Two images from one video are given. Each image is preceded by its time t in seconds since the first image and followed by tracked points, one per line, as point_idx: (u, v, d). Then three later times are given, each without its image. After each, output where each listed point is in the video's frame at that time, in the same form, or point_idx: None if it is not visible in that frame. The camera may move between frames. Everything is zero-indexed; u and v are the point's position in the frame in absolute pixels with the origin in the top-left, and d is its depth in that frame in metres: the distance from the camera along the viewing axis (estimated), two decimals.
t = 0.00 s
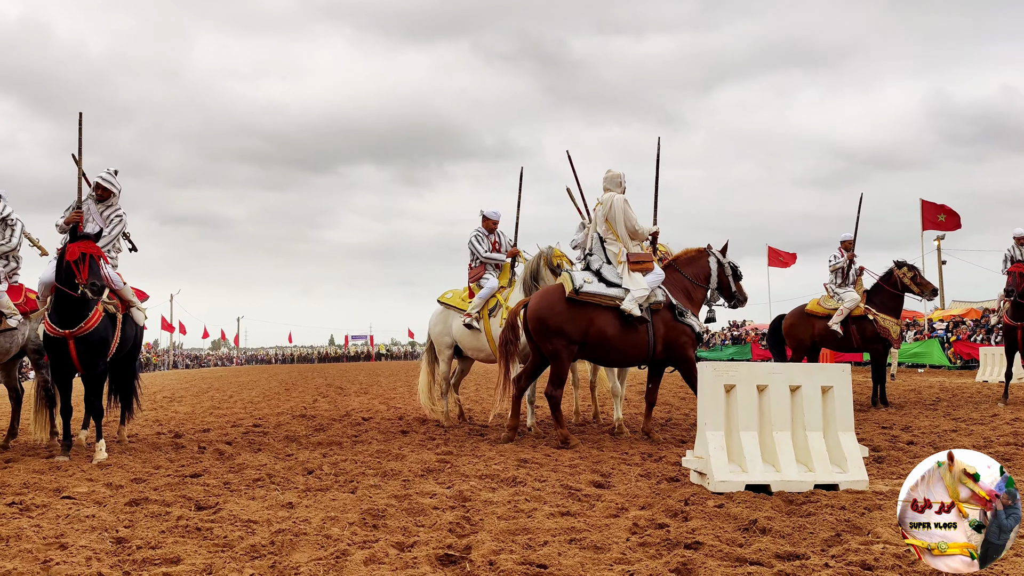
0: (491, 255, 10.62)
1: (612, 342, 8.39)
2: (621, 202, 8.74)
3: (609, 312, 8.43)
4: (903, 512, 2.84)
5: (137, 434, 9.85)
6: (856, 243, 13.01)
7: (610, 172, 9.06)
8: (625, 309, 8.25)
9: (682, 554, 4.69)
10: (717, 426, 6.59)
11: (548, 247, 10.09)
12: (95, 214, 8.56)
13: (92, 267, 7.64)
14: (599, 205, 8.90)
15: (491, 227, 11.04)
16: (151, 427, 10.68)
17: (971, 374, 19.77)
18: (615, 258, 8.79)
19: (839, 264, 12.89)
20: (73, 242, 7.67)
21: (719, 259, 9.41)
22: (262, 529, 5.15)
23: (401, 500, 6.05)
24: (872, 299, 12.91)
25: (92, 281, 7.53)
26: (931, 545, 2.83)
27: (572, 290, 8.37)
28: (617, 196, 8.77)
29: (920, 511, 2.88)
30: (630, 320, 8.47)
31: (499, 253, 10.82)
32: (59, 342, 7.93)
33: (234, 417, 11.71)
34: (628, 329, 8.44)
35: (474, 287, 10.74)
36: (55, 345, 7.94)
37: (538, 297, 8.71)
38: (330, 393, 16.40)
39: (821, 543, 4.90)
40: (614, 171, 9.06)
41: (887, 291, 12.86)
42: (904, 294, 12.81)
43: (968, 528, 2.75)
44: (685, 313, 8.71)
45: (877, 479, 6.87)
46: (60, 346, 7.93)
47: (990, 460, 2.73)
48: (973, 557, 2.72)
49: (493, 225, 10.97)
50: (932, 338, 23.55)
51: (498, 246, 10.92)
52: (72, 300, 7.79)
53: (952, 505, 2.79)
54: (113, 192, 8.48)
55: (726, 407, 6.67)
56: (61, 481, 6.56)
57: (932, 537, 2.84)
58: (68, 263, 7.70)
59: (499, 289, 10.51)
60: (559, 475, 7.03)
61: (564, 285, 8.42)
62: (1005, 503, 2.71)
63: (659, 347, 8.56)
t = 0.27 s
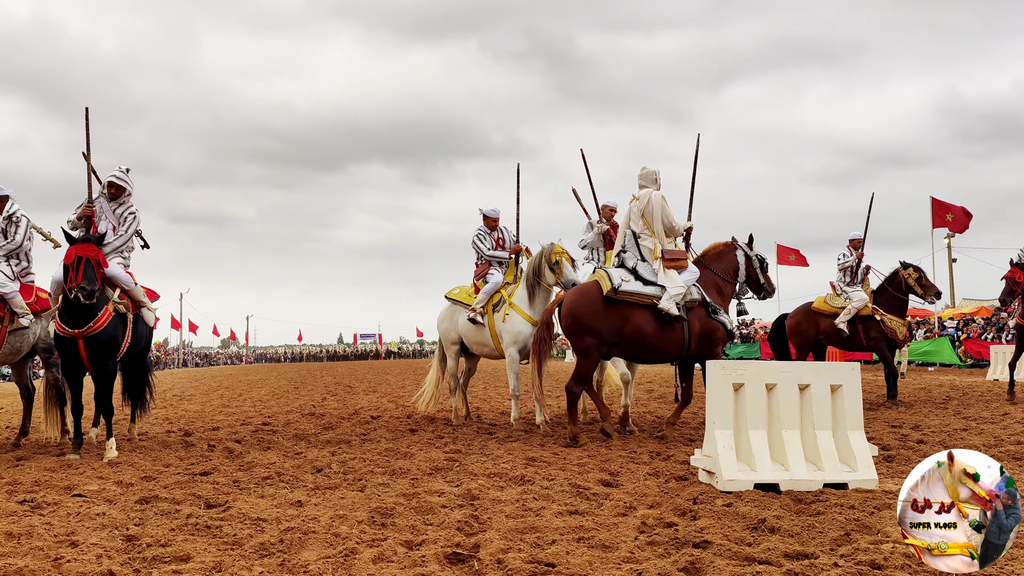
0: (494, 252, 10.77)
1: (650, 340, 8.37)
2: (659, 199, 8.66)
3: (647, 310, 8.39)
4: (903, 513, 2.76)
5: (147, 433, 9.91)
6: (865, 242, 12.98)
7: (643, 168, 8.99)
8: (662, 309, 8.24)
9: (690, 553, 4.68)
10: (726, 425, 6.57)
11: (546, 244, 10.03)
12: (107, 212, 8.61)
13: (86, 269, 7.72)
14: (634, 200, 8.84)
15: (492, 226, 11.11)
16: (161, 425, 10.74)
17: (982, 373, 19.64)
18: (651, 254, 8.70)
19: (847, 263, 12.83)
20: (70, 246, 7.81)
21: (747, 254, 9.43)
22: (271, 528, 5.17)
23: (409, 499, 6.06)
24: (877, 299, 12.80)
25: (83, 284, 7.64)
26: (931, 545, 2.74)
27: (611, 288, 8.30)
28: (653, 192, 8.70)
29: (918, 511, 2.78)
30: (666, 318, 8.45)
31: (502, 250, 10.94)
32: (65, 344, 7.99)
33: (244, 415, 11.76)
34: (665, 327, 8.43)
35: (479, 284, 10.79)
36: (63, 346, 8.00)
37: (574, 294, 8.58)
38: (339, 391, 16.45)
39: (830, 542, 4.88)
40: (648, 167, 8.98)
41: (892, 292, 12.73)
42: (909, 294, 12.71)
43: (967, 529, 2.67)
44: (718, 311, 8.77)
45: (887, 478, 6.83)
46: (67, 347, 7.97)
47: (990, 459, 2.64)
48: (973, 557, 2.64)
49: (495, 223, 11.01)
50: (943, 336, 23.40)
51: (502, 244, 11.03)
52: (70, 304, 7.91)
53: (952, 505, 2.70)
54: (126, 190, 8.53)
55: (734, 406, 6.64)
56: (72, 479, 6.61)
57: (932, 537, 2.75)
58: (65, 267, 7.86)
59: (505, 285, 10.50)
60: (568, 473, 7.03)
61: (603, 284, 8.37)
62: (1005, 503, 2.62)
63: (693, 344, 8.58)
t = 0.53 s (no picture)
0: (500, 253, 10.80)
1: (683, 342, 8.38)
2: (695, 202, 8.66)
3: (681, 312, 8.38)
4: (907, 514, 2.75)
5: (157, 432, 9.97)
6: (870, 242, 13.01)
7: (679, 170, 8.97)
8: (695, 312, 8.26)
9: (698, 553, 4.66)
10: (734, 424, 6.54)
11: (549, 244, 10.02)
12: (119, 213, 8.64)
13: (89, 275, 7.77)
14: (669, 203, 8.81)
15: (499, 226, 11.08)
16: (171, 424, 10.80)
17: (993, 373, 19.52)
18: (684, 258, 8.72)
19: (853, 263, 12.82)
20: (78, 251, 7.89)
21: (777, 258, 9.42)
22: (280, 527, 5.18)
23: (418, 498, 6.06)
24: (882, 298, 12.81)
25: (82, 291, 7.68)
26: (930, 545, 2.71)
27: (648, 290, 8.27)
28: (689, 196, 8.67)
29: (920, 512, 2.75)
30: (699, 322, 8.43)
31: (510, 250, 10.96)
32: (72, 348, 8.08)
33: (254, 415, 11.80)
34: (698, 329, 8.42)
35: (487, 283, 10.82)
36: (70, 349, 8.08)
37: (608, 293, 8.56)
38: (347, 391, 16.50)
39: (838, 542, 4.85)
40: (683, 171, 8.97)
41: (897, 292, 12.77)
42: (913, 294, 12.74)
43: (967, 528, 2.65)
44: (748, 318, 8.80)
45: (896, 477, 6.79)
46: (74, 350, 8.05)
47: (990, 459, 2.62)
48: (973, 557, 2.62)
49: (503, 224, 11.01)
50: (952, 336, 23.26)
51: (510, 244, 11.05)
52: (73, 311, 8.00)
53: (952, 505, 2.67)
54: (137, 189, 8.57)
55: (742, 405, 6.61)
56: (82, 479, 6.65)
57: (931, 537, 2.72)
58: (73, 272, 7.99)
59: (512, 284, 10.51)
60: (576, 473, 7.01)
61: (638, 286, 8.34)
62: (1005, 503, 2.59)
63: (723, 348, 8.59)
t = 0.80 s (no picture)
0: (510, 253, 10.84)
1: (721, 340, 8.38)
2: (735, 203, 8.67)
3: (719, 310, 8.39)
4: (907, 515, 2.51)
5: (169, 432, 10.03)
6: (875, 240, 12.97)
7: (720, 170, 8.96)
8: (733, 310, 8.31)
9: (708, 553, 4.64)
10: (744, 424, 6.51)
11: (546, 241, 10.01)
12: (130, 216, 8.68)
13: (109, 281, 7.84)
14: (706, 202, 8.75)
15: (510, 226, 11.10)
16: (182, 424, 10.87)
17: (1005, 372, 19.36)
18: (722, 258, 8.69)
19: (857, 260, 12.74)
20: (98, 256, 7.94)
21: (809, 259, 9.86)
22: (290, 527, 5.20)
23: (428, 498, 6.07)
24: (888, 296, 12.73)
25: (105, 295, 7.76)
26: (930, 545, 2.45)
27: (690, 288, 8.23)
28: (728, 197, 8.64)
29: (918, 512, 2.47)
30: (737, 322, 8.45)
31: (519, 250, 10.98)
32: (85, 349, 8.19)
33: (264, 415, 11.84)
34: (735, 328, 8.44)
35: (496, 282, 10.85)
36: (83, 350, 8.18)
37: (647, 290, 8.46)
38: (357, 391, 16.54)
39: (848, 542, 4.82)
40: (723, 171, 8.96)
41: (903, 289, 12.70)
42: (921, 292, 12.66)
43: (968, 529, 2.37)
44: (781, 318, 8.90)
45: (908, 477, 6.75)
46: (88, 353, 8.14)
47: (991, 457, 2.33)
48: (974, 558, 2.35)
49: (514, 223, 11.01)
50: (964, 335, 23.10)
51: (520, 244, 11.06)
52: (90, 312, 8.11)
53: (952, 505, 2.40)
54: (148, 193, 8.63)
55: (752, 405, 6.58)
56: (94, 478, 6.70)
57: (931, 537, 2.46)
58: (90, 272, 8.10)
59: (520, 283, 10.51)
60: (585, 473, 7.00)
61: (678, 284, 8.31)
62: (1006, 503, 2.33)
63: (757, 348, 8.65)
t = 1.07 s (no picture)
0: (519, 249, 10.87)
1: (761, 339, 8.56)
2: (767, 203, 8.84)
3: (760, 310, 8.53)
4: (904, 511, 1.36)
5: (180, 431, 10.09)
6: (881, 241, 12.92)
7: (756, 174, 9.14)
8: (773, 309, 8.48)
9: (718, 552, 4.62)
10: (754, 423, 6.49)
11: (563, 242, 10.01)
12: (143, 216, 8.69)
13: (147, 278, 7.92)
14: (741, 205, 9.09)
15: (526, 223, 11.13)
16: (193, 423, 10.92)
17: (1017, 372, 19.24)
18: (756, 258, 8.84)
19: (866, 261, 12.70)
20: (135, 254, 8.02)
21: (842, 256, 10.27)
22: (300, 525, 5.22)
23: (437, 497, 6.08)
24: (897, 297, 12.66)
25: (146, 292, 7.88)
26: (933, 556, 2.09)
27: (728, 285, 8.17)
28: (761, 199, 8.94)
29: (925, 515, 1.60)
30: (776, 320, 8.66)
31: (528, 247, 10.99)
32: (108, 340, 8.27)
33: (275, 415, 11.89)
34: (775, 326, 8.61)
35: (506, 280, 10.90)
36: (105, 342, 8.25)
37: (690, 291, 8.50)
38: (367, 390, 16.59)
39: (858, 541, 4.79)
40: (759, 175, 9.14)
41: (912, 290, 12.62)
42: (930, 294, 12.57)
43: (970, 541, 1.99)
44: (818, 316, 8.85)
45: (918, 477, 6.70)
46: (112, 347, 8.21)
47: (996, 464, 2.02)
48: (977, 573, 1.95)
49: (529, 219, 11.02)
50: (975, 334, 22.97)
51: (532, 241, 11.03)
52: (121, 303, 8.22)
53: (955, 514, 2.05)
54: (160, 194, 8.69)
55: (762, 405, 6.57)
56: (106, 477, 6.74)
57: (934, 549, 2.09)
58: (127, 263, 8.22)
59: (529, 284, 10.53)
60: (595, 472, 6.99)
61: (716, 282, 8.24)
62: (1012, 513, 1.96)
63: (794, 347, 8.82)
